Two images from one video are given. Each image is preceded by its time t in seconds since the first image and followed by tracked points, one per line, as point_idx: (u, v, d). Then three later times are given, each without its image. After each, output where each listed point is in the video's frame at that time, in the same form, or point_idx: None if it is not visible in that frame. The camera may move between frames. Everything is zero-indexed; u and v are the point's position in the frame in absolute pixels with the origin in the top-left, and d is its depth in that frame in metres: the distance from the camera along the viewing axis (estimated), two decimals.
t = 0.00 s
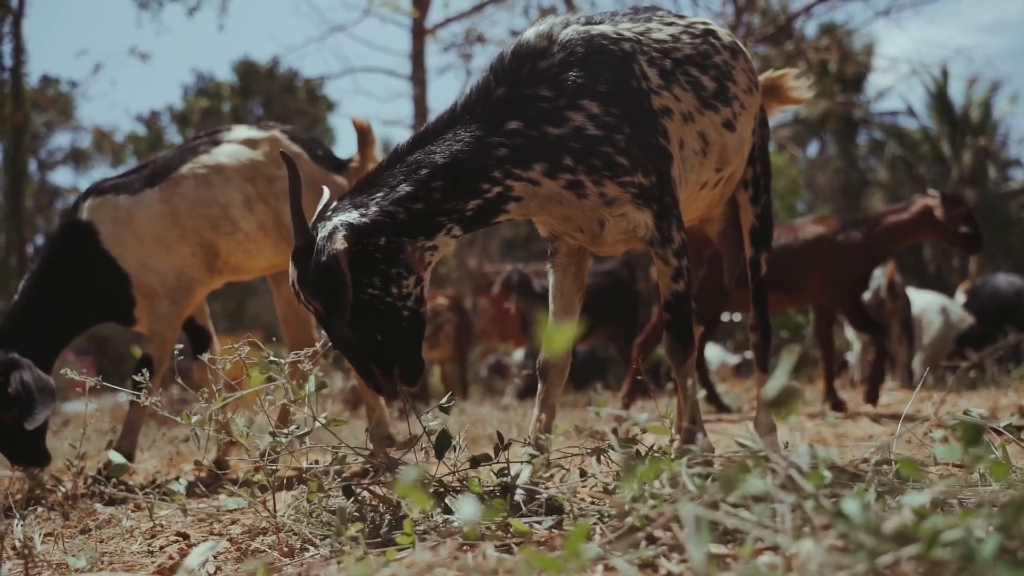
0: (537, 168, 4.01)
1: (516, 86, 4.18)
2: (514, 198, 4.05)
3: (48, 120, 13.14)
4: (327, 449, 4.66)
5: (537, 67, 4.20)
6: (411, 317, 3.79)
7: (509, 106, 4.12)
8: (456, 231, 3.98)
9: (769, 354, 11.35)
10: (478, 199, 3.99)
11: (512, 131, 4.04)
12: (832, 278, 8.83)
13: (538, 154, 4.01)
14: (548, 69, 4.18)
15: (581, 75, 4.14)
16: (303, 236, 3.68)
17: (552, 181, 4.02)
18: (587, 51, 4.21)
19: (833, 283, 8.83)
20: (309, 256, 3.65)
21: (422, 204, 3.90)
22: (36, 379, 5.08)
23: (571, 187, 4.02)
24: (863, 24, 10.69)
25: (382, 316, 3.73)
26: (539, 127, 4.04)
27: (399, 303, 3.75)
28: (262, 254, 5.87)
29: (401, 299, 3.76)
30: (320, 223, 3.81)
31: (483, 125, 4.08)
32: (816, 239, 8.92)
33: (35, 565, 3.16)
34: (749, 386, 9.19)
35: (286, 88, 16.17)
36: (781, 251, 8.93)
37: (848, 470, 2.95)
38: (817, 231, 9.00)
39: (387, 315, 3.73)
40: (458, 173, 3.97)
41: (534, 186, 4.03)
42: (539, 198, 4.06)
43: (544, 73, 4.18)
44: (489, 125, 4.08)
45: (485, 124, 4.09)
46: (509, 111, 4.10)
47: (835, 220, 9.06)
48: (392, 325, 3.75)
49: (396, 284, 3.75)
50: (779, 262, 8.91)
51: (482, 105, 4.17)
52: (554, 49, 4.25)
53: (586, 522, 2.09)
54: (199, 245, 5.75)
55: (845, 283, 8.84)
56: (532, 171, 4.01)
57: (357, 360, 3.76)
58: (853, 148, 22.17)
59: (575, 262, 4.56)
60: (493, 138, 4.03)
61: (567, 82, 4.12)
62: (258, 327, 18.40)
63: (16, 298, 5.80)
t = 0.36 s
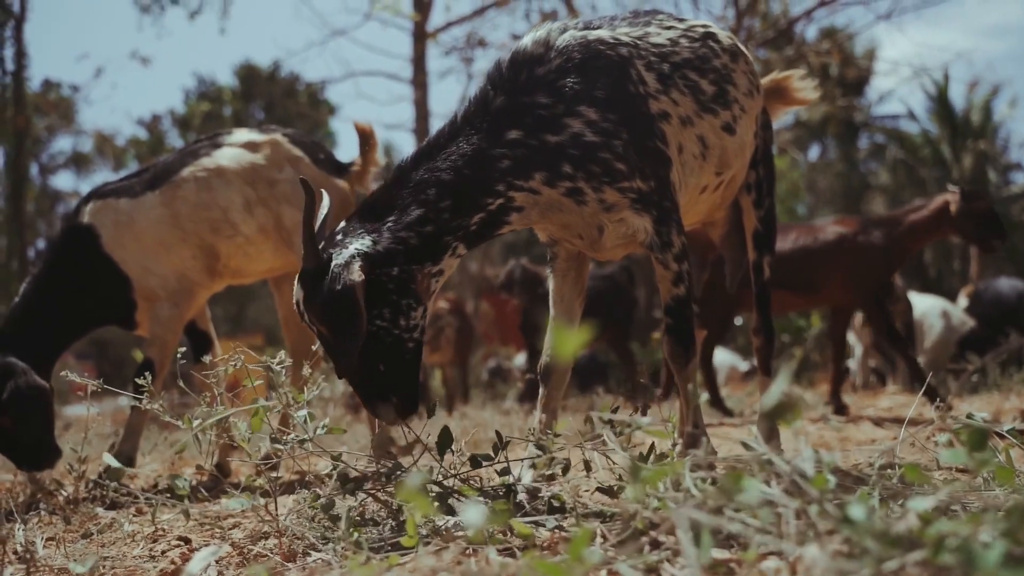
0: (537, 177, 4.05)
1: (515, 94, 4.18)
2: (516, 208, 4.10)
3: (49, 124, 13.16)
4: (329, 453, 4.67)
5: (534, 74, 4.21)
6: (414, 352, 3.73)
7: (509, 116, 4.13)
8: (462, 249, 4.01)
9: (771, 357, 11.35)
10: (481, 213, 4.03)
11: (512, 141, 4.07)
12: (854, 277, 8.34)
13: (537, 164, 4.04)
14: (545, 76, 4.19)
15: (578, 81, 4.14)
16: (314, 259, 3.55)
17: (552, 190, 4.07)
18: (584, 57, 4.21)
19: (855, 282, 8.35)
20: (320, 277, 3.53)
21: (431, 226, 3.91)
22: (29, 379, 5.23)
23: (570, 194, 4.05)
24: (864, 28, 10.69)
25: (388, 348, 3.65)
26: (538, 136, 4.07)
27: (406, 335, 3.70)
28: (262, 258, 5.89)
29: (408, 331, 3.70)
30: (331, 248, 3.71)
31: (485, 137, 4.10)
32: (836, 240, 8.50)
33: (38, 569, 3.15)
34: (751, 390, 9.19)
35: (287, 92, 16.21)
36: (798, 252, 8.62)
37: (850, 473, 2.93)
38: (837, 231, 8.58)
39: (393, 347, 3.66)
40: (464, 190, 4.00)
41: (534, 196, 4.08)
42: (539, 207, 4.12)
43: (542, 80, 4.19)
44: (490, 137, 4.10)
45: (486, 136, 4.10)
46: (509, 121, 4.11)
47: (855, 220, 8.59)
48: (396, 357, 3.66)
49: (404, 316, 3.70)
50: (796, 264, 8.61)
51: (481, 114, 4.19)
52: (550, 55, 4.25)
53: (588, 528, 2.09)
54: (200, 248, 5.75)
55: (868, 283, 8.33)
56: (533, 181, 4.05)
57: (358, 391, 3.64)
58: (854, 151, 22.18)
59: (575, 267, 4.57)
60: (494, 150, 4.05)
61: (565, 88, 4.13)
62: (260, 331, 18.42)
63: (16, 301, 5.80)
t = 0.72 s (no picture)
0: (539, 182, 4.06)
1: (514, 98, 4.19)
2: (517, 214, 4.12)
3: (51, 125, 13.17)
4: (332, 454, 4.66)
5: (533, 78, 4.21)
6: (426, 358, 3.76)
7: (509, 120, 4.13)
8: (467, 258, 4.02)
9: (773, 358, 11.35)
10: (484, 220, 4.04)
11: (513, 146, 4.08)
12: (878, 279, 8.37)
13: (538, 169, 4.05)
14: (544, 79, 4.19)
15: (577, 84, 4.15)
16: (322, 273, 3.62)
17: (553, 194, 4.08)
18: (583, 59, 4.21)
19: (878, 283, 8.37)
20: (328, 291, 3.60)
21: (438, 237, 3.93)
22: (21, 376, 5.28)
23: (571, 199, 4.06)
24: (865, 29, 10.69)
25: (399, 356, 3.69)
26: (538, 141, 4.08)
27: (417, 343, 3.73)
28: (265, 258, 5.89)
29: (418, 340, 3.74)
30: (338, 260, 3.73)
31: (485, 143, 4.10)
32: (863, 240, 8.45)
33: (43, 569, 3.15)
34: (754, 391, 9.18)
35: (289, 92, 16.22)
36: (825, 252, 8.55)
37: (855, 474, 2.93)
38: (864, 231, 8.54)
39: (403, 356, 3.70)
40: (467, 198, 4.01)
41: (535, 201, 4.10)
42: (540, 211, 4.13)
43: (540, 83, 4.19)
44: (490, 142, 4.11)
45: (487, 142, 4.11)
46: (509, 126, 4.12)
47: (882, 221, 8.58)
48: (406, 366, 3.70)
49: (413, 327, 3.74)
50: (822, 262, 8.55)
51: (481, 119, 4.19)
52: (549, 58, 4.25)
53: (594, 531, 2.09)
54: (203, 248, 5.76)
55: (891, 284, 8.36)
56: (534, 186, 4.06)
57: (369, 399, 3.71)
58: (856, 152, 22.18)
59: (577, 269, 4.57)
60: (495, 156, 4.06)
61: (565, 92, 4.13)
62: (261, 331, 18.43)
63: (18, 302, 5.80)
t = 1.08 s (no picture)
0: (539, 182, 4.07)
1: (514, 98, 4.19)
2: (519, 214, 4.13)
3: (56, 125, 13.20)
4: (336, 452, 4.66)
5: (533, 77, 4.21)
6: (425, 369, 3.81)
7: (509, 120, 4.14)
8: (470, 262, 4.03)
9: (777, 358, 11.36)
10: (486, 221, 4.05)
11: (513, 146, 4.08)
12: (904, 276, 7.67)
13: (538, 169, 4.06)
14: (544, 78, 4.19)
15: (577, 83, 4.15)
16: (331, 277, 3.63)
17: (553, 194, 4.08)
18: (584, 58, 4.21)
19: (903, 281, 7.68)
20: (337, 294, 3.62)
21: (443, 241, 3.94)
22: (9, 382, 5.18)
23: (571, 198, 4.07)
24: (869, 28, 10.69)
25: (401, 366, 3.74)
26: (538, 140, 4.08)
27: (418, 353, 3.78)
28: (270, 257, 5.90)
29: (421, 350, 3.78)
30: (347, 265, 3.75)
31: (486, 144, 4.10)
32: (889, 236, 7.76)
33: (48, 568, 3.16)
34: (758, 390, 9.16)
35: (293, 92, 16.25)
36: (849, 248, 7.85)
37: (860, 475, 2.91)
38: (888, 226, 7.84)
39: (405, 365, 3.74)
40: (471, 200, 4.02)
41: (537, 201, 4.11)
42: (541, 211, 4.14)
43: (540, 83, 4.19)
44: (491, 143, 4.11)
45: (487, 143, 4.11)
46: (509, 126, 4.12)
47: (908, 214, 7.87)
48: (407, 376, 3.75)
49: (417, 335, 3.77)
50: (844, 258, 7.86)
51: (481, 119, 4.20)
52: (550, 57, 4.25)
53: (601, 532, 2.09)
54: (208, 246, 5.77)
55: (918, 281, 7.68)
56: (534, 186, 4.07)
57: (369, 407, 3.74)
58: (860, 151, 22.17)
59: (580, 267, 4.56)
60: (495, 157, 4.07)
61: (565, 91, 4.14)
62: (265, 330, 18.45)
63: (23, 300, 5.80)
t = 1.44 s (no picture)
0: (542, 183, 4.07)
1: (514, 99, 4.18)
2: (523, 216, 4.13)
3: (61, 123, 13.23)
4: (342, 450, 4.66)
5: (533, 77, 4.20)
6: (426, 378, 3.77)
7: (510, 121, 4.13)
8: (476, 267, 4.03)
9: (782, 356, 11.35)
10: (491, 225, 4.05)
11: (515, 148, 4.08)
12: (930, 273, 7.41)
13: (541, 170, 4.07)
14: (545, 78, 4.18)
15: (578, 82, 4.15)
16: (340, 279, 3.61)
17: (556, 195, 4.09)
18: (584, 58, 4.21)
19: (929, 278, 7.43)
20: (346, 297, 3.61)
21: (450, 246, 3.94)
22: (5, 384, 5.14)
23: (574, 198, 4.07)
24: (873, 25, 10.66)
25: (402, 373, 3.70)
26: (540, 141, 4.08)
27: (420, 362, 3.75)
28: (275, 255, 5.90)
29: (422, 358, 3.76)
30: (356, 269, 3.74)
31: (487, 146, 4.09)
32: (914, 233, 7.50)
33: (56, 566, 3.16)
34: (763, 388, 9.15)
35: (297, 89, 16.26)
36: (875, 247, 7.63)
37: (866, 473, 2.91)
38: (916, 221, 7.59)
39: (406, 373, 3.71)
40: (475, 204, 4.01)
41: (540, 202, 4.11)
42: (545, 212, 4.14)
43: (541, 82, 4.18)
44: (492, 145, 4.10)
45: (489, 145, 4.10)
46: (510, 128, 4.12)
47: (939, 210, 7.58)
48: (407, 384, 3.71)
49: (421, 343, 3.76)
50: (869, 256, 7.64)
51: (482, 121, 4.19)
52: (550, 57, 4.24)
53: (610, 531, 2.08)
54: (213, 245, 5.77)
55: (942, 279, 7.42)
56: (537, 187, 4.07)
57: (364, 413, 3.68)
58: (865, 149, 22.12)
59: (584, 266, 4.55)
60: (497, 160, 4.06)
61: (566, 90, 4.13)
62: (270, 328, 18.47)
63: (30, 300, 5.81)
